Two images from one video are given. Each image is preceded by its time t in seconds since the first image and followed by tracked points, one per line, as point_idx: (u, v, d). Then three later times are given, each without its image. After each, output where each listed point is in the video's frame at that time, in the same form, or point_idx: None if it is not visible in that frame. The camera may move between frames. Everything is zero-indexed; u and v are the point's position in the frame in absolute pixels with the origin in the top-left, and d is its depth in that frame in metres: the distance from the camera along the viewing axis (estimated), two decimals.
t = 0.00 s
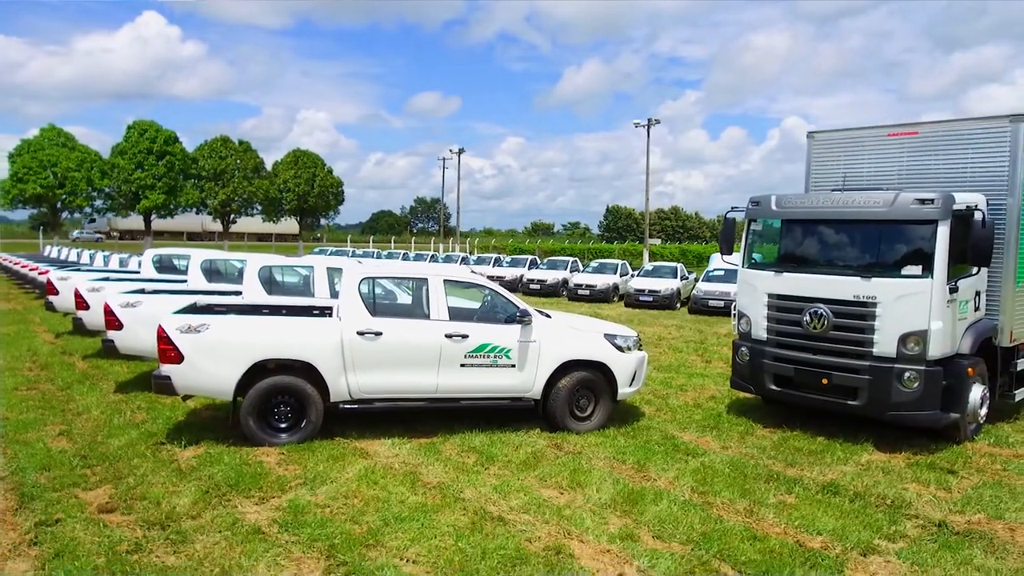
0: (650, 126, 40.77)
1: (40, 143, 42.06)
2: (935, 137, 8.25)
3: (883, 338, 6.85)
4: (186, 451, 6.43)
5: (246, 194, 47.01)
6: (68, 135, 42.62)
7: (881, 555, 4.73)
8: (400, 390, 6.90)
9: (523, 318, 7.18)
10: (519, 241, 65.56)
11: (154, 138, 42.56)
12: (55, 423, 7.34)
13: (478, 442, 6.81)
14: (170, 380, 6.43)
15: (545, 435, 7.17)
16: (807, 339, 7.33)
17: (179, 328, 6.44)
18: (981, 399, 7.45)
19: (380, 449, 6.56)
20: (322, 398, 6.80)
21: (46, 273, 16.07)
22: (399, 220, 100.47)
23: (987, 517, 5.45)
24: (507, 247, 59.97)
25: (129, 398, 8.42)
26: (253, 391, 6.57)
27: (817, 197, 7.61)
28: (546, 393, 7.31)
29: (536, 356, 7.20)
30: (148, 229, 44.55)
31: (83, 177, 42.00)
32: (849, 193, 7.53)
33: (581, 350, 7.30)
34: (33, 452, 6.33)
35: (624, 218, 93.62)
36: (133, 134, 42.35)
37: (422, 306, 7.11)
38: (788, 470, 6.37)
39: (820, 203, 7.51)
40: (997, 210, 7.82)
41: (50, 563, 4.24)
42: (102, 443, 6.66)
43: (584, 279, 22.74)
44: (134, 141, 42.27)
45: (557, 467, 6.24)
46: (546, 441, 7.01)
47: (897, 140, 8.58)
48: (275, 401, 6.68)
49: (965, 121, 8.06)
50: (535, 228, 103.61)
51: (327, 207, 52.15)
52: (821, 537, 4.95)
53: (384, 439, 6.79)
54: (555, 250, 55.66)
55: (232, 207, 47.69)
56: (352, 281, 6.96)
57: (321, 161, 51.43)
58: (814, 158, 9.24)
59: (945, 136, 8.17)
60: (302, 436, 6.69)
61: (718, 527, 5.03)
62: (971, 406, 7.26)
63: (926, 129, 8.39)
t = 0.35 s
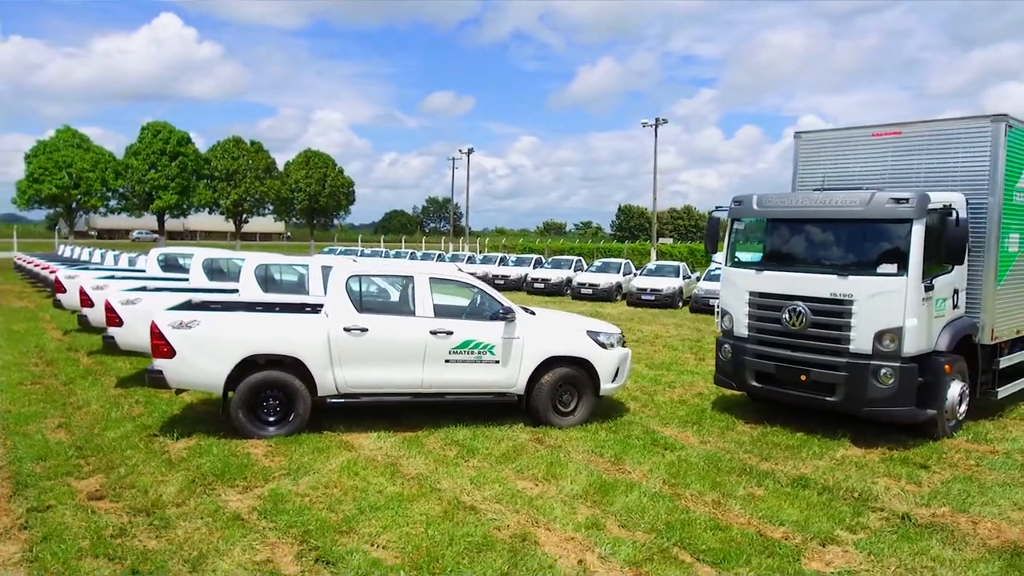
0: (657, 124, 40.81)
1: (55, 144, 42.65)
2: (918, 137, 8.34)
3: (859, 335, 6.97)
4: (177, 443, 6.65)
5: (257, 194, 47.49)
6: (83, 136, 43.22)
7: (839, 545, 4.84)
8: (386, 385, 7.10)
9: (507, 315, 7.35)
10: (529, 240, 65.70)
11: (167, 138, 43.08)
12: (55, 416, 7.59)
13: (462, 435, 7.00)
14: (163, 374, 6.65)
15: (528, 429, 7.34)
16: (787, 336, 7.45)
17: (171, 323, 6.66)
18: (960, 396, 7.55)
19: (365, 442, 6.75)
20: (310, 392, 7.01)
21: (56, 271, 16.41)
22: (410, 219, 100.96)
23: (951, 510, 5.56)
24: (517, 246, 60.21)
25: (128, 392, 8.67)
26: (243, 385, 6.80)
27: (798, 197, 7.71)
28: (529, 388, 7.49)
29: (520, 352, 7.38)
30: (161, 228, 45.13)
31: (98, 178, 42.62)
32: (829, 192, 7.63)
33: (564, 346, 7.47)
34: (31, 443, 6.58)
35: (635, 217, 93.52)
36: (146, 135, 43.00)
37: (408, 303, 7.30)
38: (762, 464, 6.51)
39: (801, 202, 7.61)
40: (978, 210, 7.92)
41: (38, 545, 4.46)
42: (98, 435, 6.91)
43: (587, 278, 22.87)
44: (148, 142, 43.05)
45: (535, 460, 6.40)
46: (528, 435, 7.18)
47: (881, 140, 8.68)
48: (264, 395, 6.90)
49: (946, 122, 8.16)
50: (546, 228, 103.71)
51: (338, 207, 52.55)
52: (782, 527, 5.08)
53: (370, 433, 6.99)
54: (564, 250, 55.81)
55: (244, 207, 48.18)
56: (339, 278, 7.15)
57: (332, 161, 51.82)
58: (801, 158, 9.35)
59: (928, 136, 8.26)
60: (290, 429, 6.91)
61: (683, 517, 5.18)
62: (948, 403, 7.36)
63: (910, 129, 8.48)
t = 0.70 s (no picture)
0: (674, 123, 40.65)
1: (79, 145, 43.43)
2: (915, 135, 8.31)
3: (851, 332, 6.98)
4: (177, 435, 6.82)
5: (276, 194, 48.01)
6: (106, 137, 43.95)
7: (817, 538, 4.88)
8: (381, 379, 7.22)
9: (501, 311, 7.46)
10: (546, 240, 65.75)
11: (188, 139, 43.78)
12: (62, 408, 7.81)
13: (455, 430, 7.11)
14: (163, 368, 6.82)
15: (521, 424, 7.44)
16: (780, 333, 7.47)
17: (171, 318, 6.83)
18: (955, 393, 7.53)
19: (359, 435, 6.88)
20: (307, 386, 7.17)
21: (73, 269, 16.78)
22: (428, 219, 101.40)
23: (935, 506, 5.56)
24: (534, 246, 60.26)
25: (135, 386, 8.89)
26: (241, 379, 6.96)
27: (792, 194, 7.72)
28: (523, 384, 7.59)
29: (513, 348, 7.48)
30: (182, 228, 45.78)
31: (120, 179, 43.35)
32: (823, 190, 7.64)
33: (557, 342, 7.55)
34: (37, 434, 6.79)
35: (654, 217, 93.19)
36: (167, 138, 43.86)
37: (403, 299, 7.42)
38: (750, 459, 6.55)
39: (795, 199, 7.61)
40: (976, 207, 7.89)
41: (33, 529, 4.63)
42: (102, 427, 7.10)
43: (599, 277, 22.90)
44: (169, 144, 43.80)
45: (525, 454, 6.49)
46: (521, 429, 7.28)
47: (879, 138, 8.65)
48: (262, 388, 7.06)
49: (945, 118, 8.12)
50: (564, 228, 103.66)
51: (355, 207, 52.97)
52: (762, 520, 5.13)
53: (365, 426, 7.12)
54: (581, 249, 55.77)
55: (263, 207, 48.72)
56: (335, 275, 7.30)
57: (350, 162, 52.25)
58: (800, 155, 9.32)
59: (925, 133, 8.23)
60: (287, 422, 7.06)
61: (664, 509, 5.25)
62: (943, 400, 7.35)
63: (909, 127, 8.44)
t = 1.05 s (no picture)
0: (677, 122, 40.71)
1: (87, 146, 43.82)
2: (893, 134, 8.37)
3: (823, 329, 7.07)
4: (161, 428, 6.99)
5: (282, 194, 48.35)
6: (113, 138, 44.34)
7: (772, 530, 4.98)
8: (361, 375, 7.36)
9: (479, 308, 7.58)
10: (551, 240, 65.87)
11: (195, 139, 44.14)
12: (52, 403, 7.99)
13: (432, 425, 7.25)
14: (148, 364, 6.99)
15: (499, 419, 7.57)
16: (754, 330, 7.57)
17: (155, 315, 7.00)
18: (929, 390, 7.61)
19: (338, 430, 7.03)
20: (288, 382, 7.33)
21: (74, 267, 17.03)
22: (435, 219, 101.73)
23: (896, 500, 5.65)
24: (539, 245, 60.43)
25: (125, 381, 9.07)
26: (224, 374, 7.13)
27: (767, 193, 7.81)
28: (501, 379, 7.71)
29: (491, 344, 7.60)
30: (188, 228, 46.15)
31: (127, 178, 43.75)
32: (798, 188, 7.73)
33: (535, 338, 7.67)
34: (25, 426, 6.98)
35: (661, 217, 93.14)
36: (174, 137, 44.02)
37: (382, 297, 7.56)
38: (720, 454, 6.65)
39: (769, 198, 7.71)
40: (951, 205, 7.95)
41: (11, 517, 4.80)
42: (89, 420, 7.28)
43: (596, 275, 23.01)
44: (177, 144, 43.77)
45: (497, 448, 6.63)
46: (497, 424, 7.41)
47: (858, 137, 8.71)
48: (244, 384, 7.23)
49: (921, 118, 8.18)
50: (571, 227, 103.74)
51: (361, 206, 53.24)
52: (721, 512, 5.24)
53: (344, 421, 7.28)
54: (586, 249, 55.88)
55: (269, 207, 49.05)
56: (316, 273, 7.45)
57: (356, 161, 52.52)
58: (781, 153, 9.38)
59: (903, 133, 8.28)
60: (268, 417, 7.23)
61: (626, 501, 5.37)
62: (916, 397, 7.43)
63: (887, 125, 8.49)
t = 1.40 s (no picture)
0: (687, 122, 40.66)
1: (104, 147, 44.50)
2: (877, 136, 8.45)
3: (800, 328, 7.20)
4: (156, 423, 7.24)
5: (296, 194, 48.85)
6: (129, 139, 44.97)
7: (734, 522, 5.13)
8: (350, 372, 7.58)
9: (465, 307, 7.77)
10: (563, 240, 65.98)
11: (209, 141, 44.71)
12: (55, 397, 8.27)
13: (419, 420, 7.45)
14: (144, 360, 7.23)
15: (485, 415, 7.76)
16: (734, 329, 7.72)
17: (150, 313, 7.24)
18: (908, 389, 7.71)
19: (326, 425, 7.25)
20: (280, 379, 7.58)
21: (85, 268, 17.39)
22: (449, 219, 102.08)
23: (862, 494, 5.77)
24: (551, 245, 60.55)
25: (127, 377, 9.35)
26: (217, 370, 7.39)
27: (749, 194, 7.94)
28: (488, 377, 7.91)
29: (477, 342, 7.80)
30: (203, 228, 46.73)
31: (143, 179, 44.39)
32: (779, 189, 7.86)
33: (520, 337, 7.86)
34: (27, 420, 7.25)
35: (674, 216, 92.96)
36: (189, 138, 44.72)
37: (371, 295, 7.77)
38: (697, 450, 6.80)
39: (750, 199, 7.84)
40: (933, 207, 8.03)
41: (5, 504, 5.05)
42: (89, 414, 7.55)
43: (602, 275, 23.15)
44: (192, 145, 44.67)
45: (479, 443, 6.81)
46: (482, 420, 7.60)
47: (843, 138, 8.80)
48: (237, 379, 7.49)
49: (904, 120, 8.26)
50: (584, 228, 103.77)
51: (372, 206, 53.61)
52: (686, 505, 5.40)
53: (334, 416, 7.49)
54: (597, 249, 55.96)
55: (282, 207, 49.54)
56: (307, 273, 7.68)
57: (368, 162, 52.92)
58: (770, 154, 9.49)
59: (886, 135, 8.36)
60: (260, 412, 7.49)
61: (596, 494, 5.54)
62: (895, 396, 7.54)
63: (872, 126, 8.56)
